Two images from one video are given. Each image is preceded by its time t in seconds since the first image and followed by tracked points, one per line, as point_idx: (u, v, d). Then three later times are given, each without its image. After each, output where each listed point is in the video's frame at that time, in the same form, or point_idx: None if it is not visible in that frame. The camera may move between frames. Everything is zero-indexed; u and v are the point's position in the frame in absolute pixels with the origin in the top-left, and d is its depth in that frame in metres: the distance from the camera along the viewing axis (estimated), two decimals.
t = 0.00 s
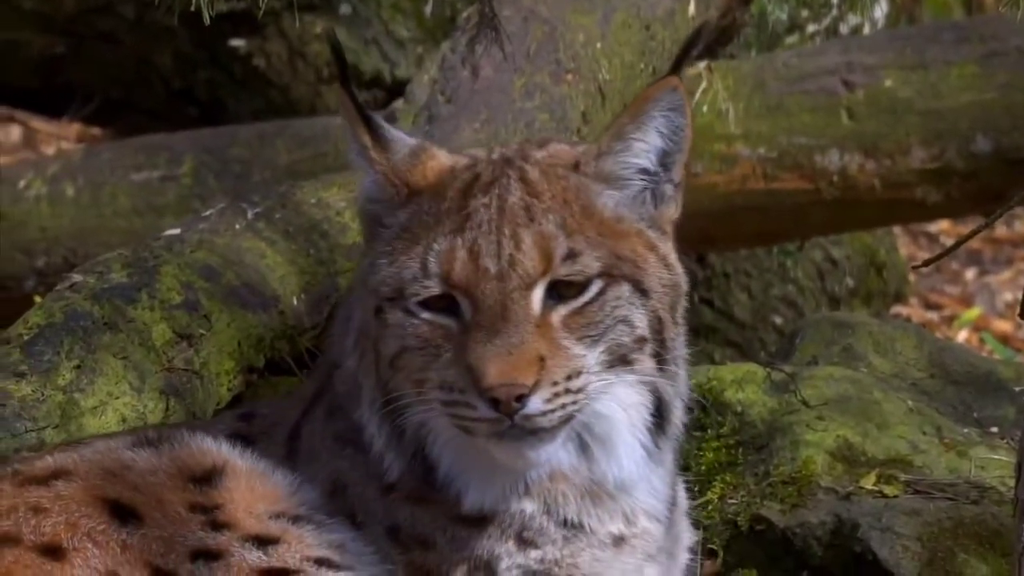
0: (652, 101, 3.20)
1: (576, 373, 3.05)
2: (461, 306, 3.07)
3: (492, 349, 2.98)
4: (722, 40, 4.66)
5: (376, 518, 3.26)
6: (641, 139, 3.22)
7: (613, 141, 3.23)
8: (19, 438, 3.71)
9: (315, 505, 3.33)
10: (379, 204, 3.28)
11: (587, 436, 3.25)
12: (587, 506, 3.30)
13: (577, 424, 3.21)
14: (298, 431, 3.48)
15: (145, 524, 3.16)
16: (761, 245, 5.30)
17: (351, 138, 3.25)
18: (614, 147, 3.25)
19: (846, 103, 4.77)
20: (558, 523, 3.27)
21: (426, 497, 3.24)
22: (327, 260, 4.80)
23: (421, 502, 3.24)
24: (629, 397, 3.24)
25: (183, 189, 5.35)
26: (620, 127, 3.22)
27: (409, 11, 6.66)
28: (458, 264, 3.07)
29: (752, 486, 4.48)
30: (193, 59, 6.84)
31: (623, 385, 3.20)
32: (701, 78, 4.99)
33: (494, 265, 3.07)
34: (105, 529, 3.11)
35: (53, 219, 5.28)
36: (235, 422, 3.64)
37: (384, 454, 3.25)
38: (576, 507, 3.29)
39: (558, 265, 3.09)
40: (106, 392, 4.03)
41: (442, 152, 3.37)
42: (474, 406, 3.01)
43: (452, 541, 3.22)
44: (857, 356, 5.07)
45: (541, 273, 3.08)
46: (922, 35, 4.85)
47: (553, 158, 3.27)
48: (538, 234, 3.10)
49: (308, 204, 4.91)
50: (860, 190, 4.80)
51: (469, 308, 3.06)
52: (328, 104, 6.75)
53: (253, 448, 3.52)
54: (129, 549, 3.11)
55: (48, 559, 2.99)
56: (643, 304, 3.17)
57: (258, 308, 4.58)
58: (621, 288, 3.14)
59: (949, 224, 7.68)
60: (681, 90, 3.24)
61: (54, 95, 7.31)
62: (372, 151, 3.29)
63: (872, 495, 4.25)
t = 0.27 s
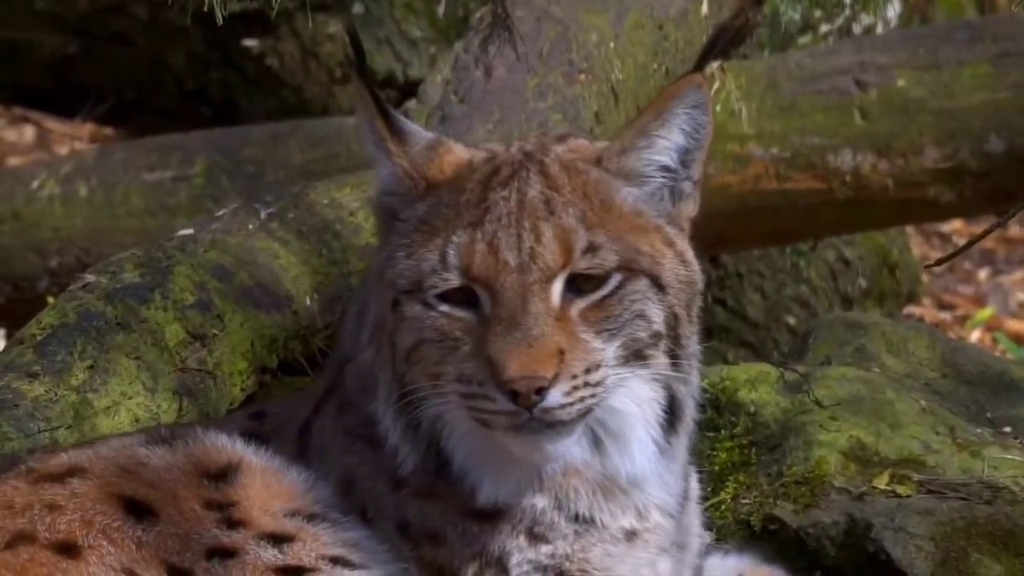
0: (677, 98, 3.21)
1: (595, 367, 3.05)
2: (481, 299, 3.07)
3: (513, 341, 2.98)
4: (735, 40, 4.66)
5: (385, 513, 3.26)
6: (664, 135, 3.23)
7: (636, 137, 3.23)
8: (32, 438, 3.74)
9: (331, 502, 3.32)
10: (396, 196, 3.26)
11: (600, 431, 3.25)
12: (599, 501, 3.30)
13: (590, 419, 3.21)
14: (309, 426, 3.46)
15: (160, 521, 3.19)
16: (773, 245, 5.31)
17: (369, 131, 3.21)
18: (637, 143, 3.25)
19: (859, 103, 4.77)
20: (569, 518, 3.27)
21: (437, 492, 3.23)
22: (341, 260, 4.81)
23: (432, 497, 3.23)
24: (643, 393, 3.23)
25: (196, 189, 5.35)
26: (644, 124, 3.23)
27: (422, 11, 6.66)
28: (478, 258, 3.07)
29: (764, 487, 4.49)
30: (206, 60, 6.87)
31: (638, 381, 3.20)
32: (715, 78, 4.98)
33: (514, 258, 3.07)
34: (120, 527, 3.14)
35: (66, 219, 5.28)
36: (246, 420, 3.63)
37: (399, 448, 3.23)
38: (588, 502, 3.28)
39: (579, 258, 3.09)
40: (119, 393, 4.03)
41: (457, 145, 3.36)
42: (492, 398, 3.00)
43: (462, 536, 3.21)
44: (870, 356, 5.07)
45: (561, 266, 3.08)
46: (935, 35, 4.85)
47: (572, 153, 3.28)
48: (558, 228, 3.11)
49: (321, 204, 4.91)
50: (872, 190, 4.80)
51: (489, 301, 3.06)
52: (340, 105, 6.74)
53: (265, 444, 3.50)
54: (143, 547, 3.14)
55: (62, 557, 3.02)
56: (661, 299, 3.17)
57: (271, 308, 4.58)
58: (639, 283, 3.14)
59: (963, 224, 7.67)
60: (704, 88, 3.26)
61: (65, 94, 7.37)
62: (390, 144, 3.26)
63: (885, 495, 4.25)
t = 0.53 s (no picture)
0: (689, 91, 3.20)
1: (609, 360, 3.04)
2: (494, 294, 3.07)
3: (527, 335, 2.97)
4: (744, 40, 4.66)
5: (393, 509, 3.26)
6: (676, 129, 3.23)
7: (648, 131, 3.22)
8: (41, 437, 3.72)
9: (340, 503, 3.31)
10: (405, 192, 3.25)
11: (609, 424, 3.24)
12: (607, 495, 3.29)
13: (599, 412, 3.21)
14: (316, 424, 3.46)
15: (170, 519, 3.17)
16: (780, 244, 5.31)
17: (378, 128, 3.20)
18: (648, 137, 3.24)
19: (867, 103, 4.78)
20: (577, 513, 3.27)
21: (445, 488, 3.23)
22: (350, 260, 4.80)
23: (440, 494, 3.23)
24: (653, 386, 3.23)
25: (205, 189, 5.34)
26: (656, 117, 3.22)
27: (430, 10, 6.66)
28: (490, 252, 3.07)
29: (773, 486, 4.51)
30: (215, 59, 6.90)
31: (647, 374, 3.20)
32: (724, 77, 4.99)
33: (527, 252, 3.07)
34: (131, 524, 3.13)
35: (75, 219, 5.31)
36: (253, 419, 3.63)
37: (410, 443, 3.24)
38: (596, 496, 3.28)
39: (591, 251, 3.09)
40: (128, 392, 4.02)
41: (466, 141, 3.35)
42: (507, 392, 3.00)
43: (469, 532, 3.22)
44: (878, 356, 5.07)
45: (574, 259, 3.08)
46: (944, 34, 4.85)
47: (583, 146, 3.29)
48: (570, 221, 3.11)
49: (330, 203, 4.91)
50: (882, 190, 4.79)
51: (502, 295, 3.06)
52: (350, 104, 6.80)
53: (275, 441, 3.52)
54: (154, 544, 3.12)
55: (73, 555, 3.02)
56: (672, 292, 3.16)
57: (279, 308, 4.58)
58: (651, 275, 3.14)
59: (972, 223, 7.67)
60: (715, 81, 3.25)
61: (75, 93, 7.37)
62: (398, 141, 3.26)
63: (894, 494, 4.24)
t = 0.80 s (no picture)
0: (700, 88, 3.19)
1: (620, 356, 3.04)
2: (504, 292, 3.07)
3: (538, 332, 2.97)
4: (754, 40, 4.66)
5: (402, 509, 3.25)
6: (686, 126, 3.22)
7: (658, 128, 3.21)
8: (51, 437, 3.72)
9: (351, 504, 3.31)
10: (412, 192, 3.24)
11: (619, 423, 3.23)
12: (616, 492, 3.28)
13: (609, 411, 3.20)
14: (324, 424, 3.46)
15: (183, 518, 3.17)
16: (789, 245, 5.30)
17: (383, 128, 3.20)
18: (657, 134, 3.23)
19: (878, 104, 4.78)
20: (585, 511, 3.26)
21: (452, 488, 3.22)
22: (360, 261, 4.83)
23: (448, 494, 3.22)
24: (662, 383, 3.22)
25: (215, 190, 5.32)
26: (665, 114, 3.21)
27: (441, 11, 6.68)
28: (500, 249, 3.07)
29: (784, 486, 4.50)
30: (225, 60, 6.94)
31: (657, 372, 3.18)
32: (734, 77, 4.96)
33: (537, 249, 3.07)
34: (144, 524, 3.14)
35: (86, 219, 5.34)
36: (262, 419, 3.63)
37: (419, 442, 3.23)
38: (605, 493, 3.27)
39: (601, 248, 3.09)
40: (138, 393, 4.02)
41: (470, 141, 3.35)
42: (519, 389, 2.98)
43: (478, 530, 3.21)
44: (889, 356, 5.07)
45: (584, 256, 3.08)
46: (955, 34, 4.85)
47: (591, 143, 3.28)
48: (580, 218, 3.10)
49: (340, 204, 4.94)
50: (892, 190, 4.79)
51: (512, 292, 3.06)
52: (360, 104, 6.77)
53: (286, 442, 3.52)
54: (167, 544, 3.12)
55: (87, 554, 3.03)
56: (681, 288, 3.16)
57: (290, 308, 4.58)
58: (661, 271, 3.13)
59: (983, 223, 7.67)
60: (725, 78, 3.24)
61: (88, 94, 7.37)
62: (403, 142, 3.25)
63: (904, 494, 4.25)
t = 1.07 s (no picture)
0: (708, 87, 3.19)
1: (630, 354, 3.04)
2: (512, 290, 3.07)
3: (547, 330, 2.97)
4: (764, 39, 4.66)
5: (411, 507, 3.27)
6: (694, 125, 3.22)
7: (666, 127, 3.22)
8: (60, 438, 3.72)
9: (362, 505, 3.31)
10: (418, 192, 3.24)
11: (627, 422, 3.23)
12: (623, 491, 3.29)
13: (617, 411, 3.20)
14: (330, 424, 3.46)
15: (195, 518, 3.14)
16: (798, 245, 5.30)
17: (389, 129, 3.19)
18: (666, 133, 3.23)
19: (887, 104, 4.79)
20: (593, 510, 3.26)
21: (460, 488, 3.23)
22: (370, 261, 4.80)
23: (456, 494, 3.23)
24: (669, 382, 3.22)
25: (224, 191, 5.34)
26: (673, 114, 3.22)
27: (451, 11, 6.71)
28: (509, 248, 3.06)
29: (793, 486, 4.48)
30: (235, 60, 6.98)
31: (664, 371, 3.19)
32: (744, 77, 4.97)
33: (545, 248, 3.07)
34: (157, 524, 3.10)
35: (95, 219, 5.33)
36: (270, 420, 3.62)
37: (427, 441, 3.24)
38: (612, 493, 3.27)
39: (609, 246, 3.09)
40: (147, 393, 4.02)
41: (474, 141, 3.35)
42: (528, 387, 2.98)
43: (484, 530, 3.22)
44: (898, 356, 5.07)
45: (592, 254, 3.08)
46: (965, 34, 4.85)
47: (598, 142, 3.28)
48: (589, 216, 3.10)
49: (349, 204, 4.93)
50: (902, 190, 4.79)
51: (521, 290, 3.05)
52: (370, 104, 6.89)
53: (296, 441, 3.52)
54: (179, 545, 3.08)
55: (100, 554, 2.98)
56: (688, 287, 3.16)
57: (300, 308, 4.58)
58: (669, 269, 3.14)
59: (993, 224, 7.67)
60: (733, 77, 3.25)
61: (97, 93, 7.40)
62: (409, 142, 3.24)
63: (914, 495, 4.24)
